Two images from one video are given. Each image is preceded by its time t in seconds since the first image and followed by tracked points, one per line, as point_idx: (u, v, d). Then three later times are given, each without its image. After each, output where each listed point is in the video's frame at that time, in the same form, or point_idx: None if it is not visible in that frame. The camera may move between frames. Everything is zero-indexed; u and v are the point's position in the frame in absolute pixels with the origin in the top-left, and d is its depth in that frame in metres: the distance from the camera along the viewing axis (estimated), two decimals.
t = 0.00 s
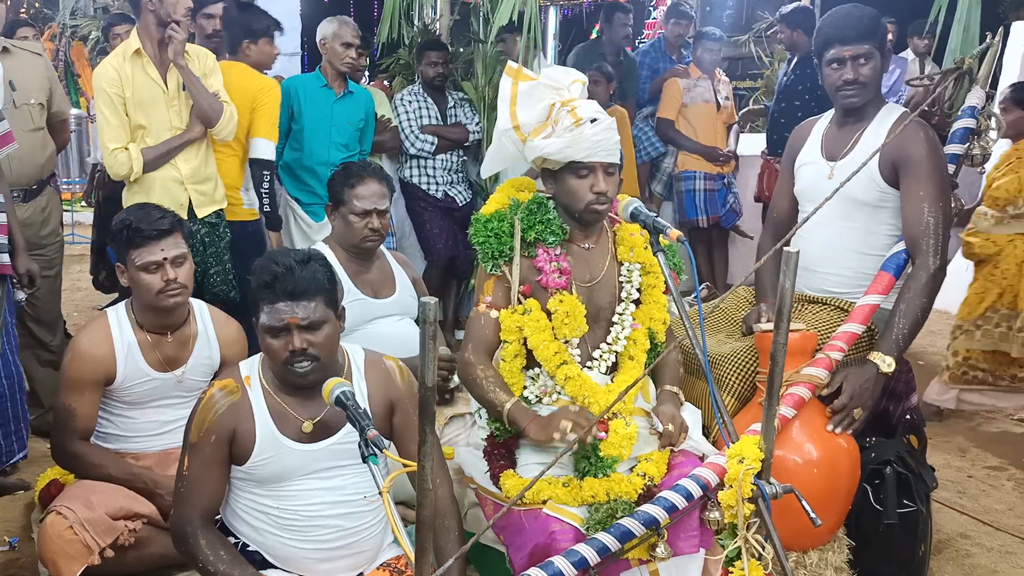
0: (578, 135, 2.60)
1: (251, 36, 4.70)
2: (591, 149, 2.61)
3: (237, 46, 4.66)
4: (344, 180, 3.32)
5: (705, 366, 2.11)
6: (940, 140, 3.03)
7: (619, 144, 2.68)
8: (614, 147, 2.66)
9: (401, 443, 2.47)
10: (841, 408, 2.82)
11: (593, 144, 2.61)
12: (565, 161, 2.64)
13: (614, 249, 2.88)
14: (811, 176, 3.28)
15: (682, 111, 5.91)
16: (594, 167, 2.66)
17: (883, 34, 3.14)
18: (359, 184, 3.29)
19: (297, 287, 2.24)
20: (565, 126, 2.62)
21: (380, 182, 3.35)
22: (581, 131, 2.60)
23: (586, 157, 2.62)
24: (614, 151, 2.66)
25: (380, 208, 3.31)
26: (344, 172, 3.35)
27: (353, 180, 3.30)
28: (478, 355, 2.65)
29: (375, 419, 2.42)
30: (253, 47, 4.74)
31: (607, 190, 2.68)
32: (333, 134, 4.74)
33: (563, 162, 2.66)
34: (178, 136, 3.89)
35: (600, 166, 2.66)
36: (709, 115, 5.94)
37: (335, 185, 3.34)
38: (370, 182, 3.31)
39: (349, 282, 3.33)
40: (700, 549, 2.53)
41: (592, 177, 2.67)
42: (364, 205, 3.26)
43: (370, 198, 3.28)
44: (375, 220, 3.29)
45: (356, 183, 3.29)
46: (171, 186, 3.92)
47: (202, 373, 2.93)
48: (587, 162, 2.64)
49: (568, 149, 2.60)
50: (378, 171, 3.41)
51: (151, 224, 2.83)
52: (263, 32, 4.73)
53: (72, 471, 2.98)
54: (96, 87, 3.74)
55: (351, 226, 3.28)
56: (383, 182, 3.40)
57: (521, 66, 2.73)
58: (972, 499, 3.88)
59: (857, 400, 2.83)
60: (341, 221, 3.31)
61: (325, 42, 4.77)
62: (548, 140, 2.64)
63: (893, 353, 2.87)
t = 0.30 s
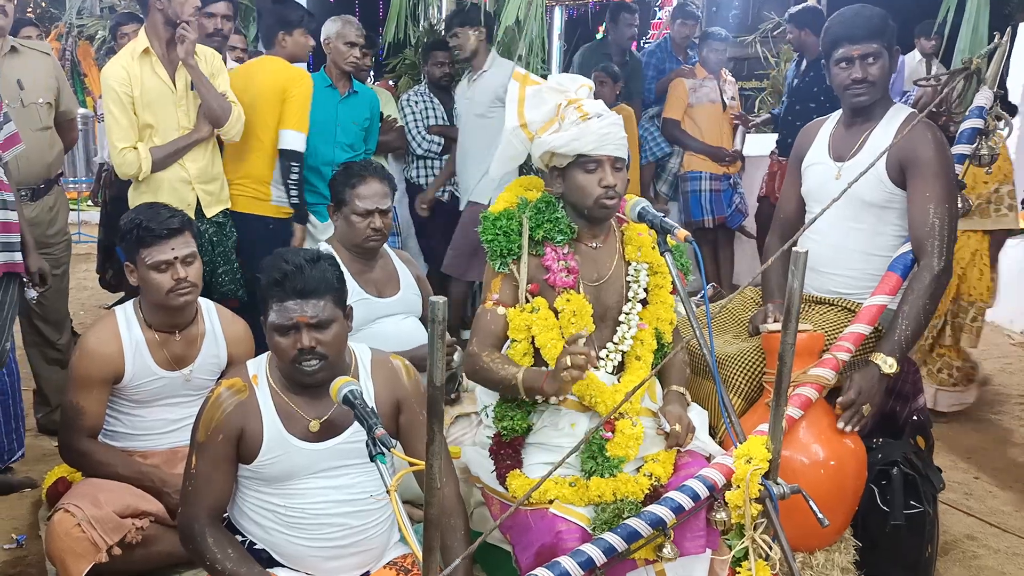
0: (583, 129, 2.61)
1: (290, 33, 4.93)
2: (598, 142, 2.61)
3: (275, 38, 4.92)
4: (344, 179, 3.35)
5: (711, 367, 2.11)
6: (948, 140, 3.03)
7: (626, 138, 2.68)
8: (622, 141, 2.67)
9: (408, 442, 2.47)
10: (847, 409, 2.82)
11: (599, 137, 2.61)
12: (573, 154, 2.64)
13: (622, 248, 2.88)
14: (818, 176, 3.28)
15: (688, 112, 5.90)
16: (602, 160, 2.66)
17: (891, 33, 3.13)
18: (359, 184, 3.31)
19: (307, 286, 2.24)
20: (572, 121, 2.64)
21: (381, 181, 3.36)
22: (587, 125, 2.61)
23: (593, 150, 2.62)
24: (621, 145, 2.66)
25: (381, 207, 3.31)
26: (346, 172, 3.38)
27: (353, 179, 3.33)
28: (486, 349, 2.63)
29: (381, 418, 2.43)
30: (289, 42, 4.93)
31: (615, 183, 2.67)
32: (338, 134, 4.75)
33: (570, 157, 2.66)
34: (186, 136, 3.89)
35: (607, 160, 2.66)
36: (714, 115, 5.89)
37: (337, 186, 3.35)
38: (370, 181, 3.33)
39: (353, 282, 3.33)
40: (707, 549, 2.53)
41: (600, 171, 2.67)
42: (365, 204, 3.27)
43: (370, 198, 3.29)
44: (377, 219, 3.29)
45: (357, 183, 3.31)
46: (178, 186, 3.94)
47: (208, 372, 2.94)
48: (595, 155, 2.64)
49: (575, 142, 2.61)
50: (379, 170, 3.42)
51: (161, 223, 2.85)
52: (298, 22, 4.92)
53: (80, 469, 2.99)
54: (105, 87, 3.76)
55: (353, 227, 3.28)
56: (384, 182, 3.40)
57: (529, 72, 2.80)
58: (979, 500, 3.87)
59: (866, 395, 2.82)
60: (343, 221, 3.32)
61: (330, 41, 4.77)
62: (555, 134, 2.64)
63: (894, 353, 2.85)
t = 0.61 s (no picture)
0: (586, 125, 2.63)
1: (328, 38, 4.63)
2: (600, 137, 2.63)
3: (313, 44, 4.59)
4: (341, 179, 3.32)
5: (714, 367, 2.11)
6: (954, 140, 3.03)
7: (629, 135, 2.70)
8: (625, 137, 2.68)
9: (412, 441, 2.48)
10: (850, 409, 2.82)
11: (601, 132, 2.63)
12: (577, 149, 2.65)
13: (627, 245, 2.89)
14: (821, 177, 3.29)
15: (693, 112, 5.91)
16: (605, 156, 2.67)
17: (897, 32, 3.13)
18: (356, 184, 3.28)
19: (314, 283, 2.26)
20: (575, 118, 2.66)
21: (378, 180, 3.34)
22: (590, 122, 2.64)
23: (595, 145, 2.64)
24: (624, 142, 2.68)
25: (379, 206, 3.32)
26: (341, 171, 3.35)
27: (350, 180, 3.29)
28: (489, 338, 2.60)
29: (385, 417, 2.44)
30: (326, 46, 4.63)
31: (619, 178, 2.68)
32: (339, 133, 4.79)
33: (574, 153, 2.67)
34: (190, 135, 3.91)
35: (610, 155, 2.67)
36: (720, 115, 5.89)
37: (334, 185, 3.35)
38: (367, 181, 3.30)
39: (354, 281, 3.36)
40: (709, 548, 2.54)
41: (604, 167, 2.67)
42: (363, 204, 3.26)
43: (368, 197, 3.28)
44: (375, 218, 3.30)
45: (354, 183, 3.28)
46: (182, 185, 3.95)
47: (213, 370, 2.95)
48: (598, 151, 2.65)
49: (578, 137, 2.63)
50: (375, 169, 3.40)
51: (165, 221, 2.86)
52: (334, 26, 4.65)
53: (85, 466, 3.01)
54: (109, 86, 3.77)
55: (351, 226, 3.29)
56: (381, 180, 3.40)
57: (532, 78, 2.78)
58: (983, 500, 3.87)
59: (865, 400, 2.83)
60: (342, 220, 3.33)
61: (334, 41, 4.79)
62: (560, 132, 2.66)
63: (896, 355, 2.85)
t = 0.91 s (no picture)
0: (589, 124, 2.64)
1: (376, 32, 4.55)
2: (604, 136, 2.64)
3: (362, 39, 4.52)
4: (340, 180, 3.36)
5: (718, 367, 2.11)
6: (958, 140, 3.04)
7: (632, 135, 2.71)
8: (628, 137, 2.69)
9: (416, 439, 2.48)
10: (853, 409, 2.81)
11: (605, 132, 2.64)
12: (580, 148, 2.66)
13: (632, 245, 2.89)
14: (825, 176, 3.28)
15: (697, 112, 5.88)
16: (608, 155, 2.67)
17: (899, 32, 3.12)
18: (355, 185, 3.32)
19: (332, 285, 2.27)
20: (579, 117, 2.67)
21: (376, 181, 3.36)
22: (595, 121, 2.65)
23: (599, 144, 2.64)
24: (628, 141, 2.68)
25: (379, 207, 3.33)
26: (341, 172, 3.38)
27: (349, 180, 3.34)
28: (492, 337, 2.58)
29: (388, 415, 2.44)
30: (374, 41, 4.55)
31: (622, 178, 2.68)
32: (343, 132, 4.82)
33: (578, 152, 2.68)
34: (193, 134, 3.92)
35: (614, 154, 2.67)
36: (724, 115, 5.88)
37: (333, 186, 3.37)
38: (365, 182, 3.33)
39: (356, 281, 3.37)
40: (712, 548, 2.54)
41: (607, 166, 2.68)
42: (362, 205, 3.29)
43: (367, 198, 3.30)
44: (375, 219, 3.31)
45: (352, 184, 3.32)
46: (186, 183, 3.96)
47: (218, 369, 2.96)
48: (601, 150, 2.66)
49: (582, 137, 2.64)
50: (374, 169, 3.42)
51: (169, 220, 2.87)
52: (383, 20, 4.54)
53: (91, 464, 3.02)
54: (113, 85, 3.78)
55: (352, 227, 3.30)
56: (380, 180, 3.40)
57: (539, 76, 2.78)
58: (987, 501, 3.86)
59: (869, 400, 2.83)
60: (342, 221, 3.34)
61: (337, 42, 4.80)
62: (564, 130, 2.67)
63: (902, 353, 2.85)
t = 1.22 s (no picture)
0: (590, 129, 2.63)
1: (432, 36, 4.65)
2: (604, 142, 2.63)
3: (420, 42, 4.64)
4: (341, 186, 3.35)
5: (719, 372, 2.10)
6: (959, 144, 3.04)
7: (634, 140, 2.70)
8: (629, 142, 2.68)
9: (416, 445, 2.47)
10: (855, 415, 2.80)
11: (605, 137, 2.63)
12: (581, 153, 2.65)
13: (632, 250, 2.88)
14: (827, 180, 3.27)
15: (698, 116, 5.85)
16: (609, 160, 2.66)
17: (893, 36, 3.10)
18: (356, 191, 3.30)
19: (336, 288, 2.26)
20: (579, 122, 2.66)
21: (378, 187, 3.35)
22: (595, 126, 2.63)
23: (599, 150, 2.63)
24: (628, 146, 2.67)
25: (380, 213, 3.32)
26: (341, 178, 3.38)
27: (350, 186, 3.32)
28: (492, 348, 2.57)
29: (388, 421, 2.43)
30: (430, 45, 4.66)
31: (622, 183, 2.67)
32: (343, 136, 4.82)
33: (578, 157, 2.67)
34: (191, 139, 3.92)
35: (614, 160, 2.66)
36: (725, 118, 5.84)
37: (334, 192, 3.36)
38: (367, 188, 3.32)
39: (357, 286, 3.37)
40: (713, 554, 2.52)
41: (607, 171, 2.67)
42: (363, 211, 3.28)
43: (368, 204, 3.30)
44: (376, 225, 3.30)
45: (354, 190, 3.30)
46: (185, 187, 3.95)
47: (217, 374, 2.95)
48: (601, 155, 2.64)
49: (582, 142, 2.63)
50: (376, 175, 3.41)
51: (168, 225, 2.87)
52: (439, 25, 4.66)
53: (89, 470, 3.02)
54: (110, 90, 3.75)
55: (352, 233, 3.30)
56: (381, 186, 3.40)
57: (541, 78, 2.77)
58: (991, 507, 3.84)
59: (871, 404, 2.80)
60: (342, 227, 3.33)
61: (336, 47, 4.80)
62: (565, 135, 2.66)
63: (906, 357, 2.84)
